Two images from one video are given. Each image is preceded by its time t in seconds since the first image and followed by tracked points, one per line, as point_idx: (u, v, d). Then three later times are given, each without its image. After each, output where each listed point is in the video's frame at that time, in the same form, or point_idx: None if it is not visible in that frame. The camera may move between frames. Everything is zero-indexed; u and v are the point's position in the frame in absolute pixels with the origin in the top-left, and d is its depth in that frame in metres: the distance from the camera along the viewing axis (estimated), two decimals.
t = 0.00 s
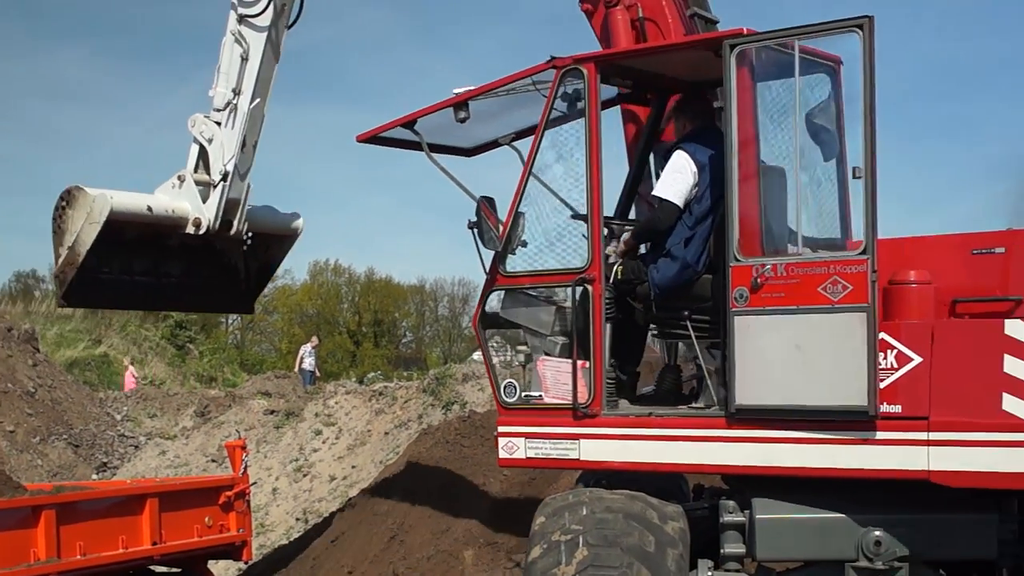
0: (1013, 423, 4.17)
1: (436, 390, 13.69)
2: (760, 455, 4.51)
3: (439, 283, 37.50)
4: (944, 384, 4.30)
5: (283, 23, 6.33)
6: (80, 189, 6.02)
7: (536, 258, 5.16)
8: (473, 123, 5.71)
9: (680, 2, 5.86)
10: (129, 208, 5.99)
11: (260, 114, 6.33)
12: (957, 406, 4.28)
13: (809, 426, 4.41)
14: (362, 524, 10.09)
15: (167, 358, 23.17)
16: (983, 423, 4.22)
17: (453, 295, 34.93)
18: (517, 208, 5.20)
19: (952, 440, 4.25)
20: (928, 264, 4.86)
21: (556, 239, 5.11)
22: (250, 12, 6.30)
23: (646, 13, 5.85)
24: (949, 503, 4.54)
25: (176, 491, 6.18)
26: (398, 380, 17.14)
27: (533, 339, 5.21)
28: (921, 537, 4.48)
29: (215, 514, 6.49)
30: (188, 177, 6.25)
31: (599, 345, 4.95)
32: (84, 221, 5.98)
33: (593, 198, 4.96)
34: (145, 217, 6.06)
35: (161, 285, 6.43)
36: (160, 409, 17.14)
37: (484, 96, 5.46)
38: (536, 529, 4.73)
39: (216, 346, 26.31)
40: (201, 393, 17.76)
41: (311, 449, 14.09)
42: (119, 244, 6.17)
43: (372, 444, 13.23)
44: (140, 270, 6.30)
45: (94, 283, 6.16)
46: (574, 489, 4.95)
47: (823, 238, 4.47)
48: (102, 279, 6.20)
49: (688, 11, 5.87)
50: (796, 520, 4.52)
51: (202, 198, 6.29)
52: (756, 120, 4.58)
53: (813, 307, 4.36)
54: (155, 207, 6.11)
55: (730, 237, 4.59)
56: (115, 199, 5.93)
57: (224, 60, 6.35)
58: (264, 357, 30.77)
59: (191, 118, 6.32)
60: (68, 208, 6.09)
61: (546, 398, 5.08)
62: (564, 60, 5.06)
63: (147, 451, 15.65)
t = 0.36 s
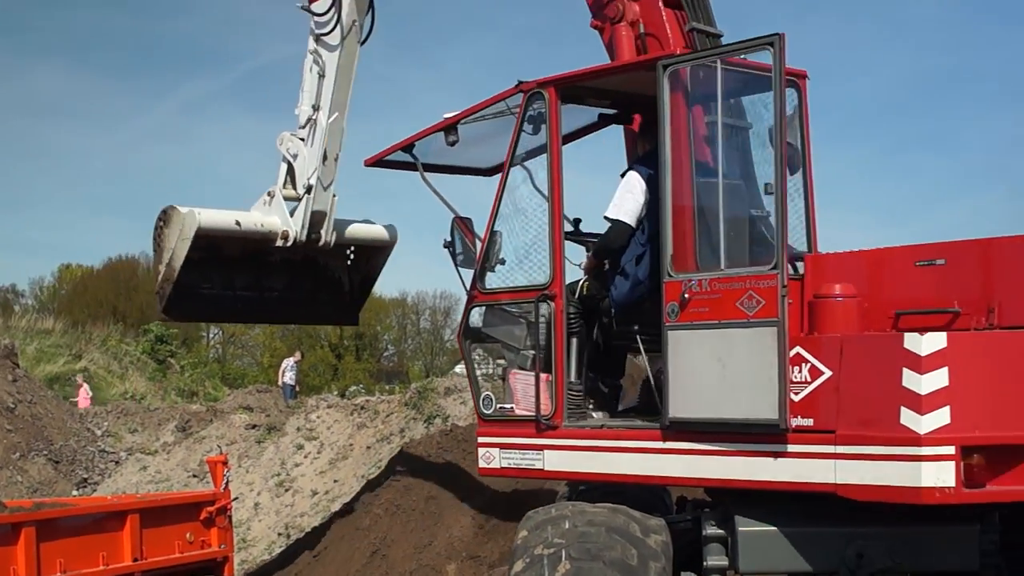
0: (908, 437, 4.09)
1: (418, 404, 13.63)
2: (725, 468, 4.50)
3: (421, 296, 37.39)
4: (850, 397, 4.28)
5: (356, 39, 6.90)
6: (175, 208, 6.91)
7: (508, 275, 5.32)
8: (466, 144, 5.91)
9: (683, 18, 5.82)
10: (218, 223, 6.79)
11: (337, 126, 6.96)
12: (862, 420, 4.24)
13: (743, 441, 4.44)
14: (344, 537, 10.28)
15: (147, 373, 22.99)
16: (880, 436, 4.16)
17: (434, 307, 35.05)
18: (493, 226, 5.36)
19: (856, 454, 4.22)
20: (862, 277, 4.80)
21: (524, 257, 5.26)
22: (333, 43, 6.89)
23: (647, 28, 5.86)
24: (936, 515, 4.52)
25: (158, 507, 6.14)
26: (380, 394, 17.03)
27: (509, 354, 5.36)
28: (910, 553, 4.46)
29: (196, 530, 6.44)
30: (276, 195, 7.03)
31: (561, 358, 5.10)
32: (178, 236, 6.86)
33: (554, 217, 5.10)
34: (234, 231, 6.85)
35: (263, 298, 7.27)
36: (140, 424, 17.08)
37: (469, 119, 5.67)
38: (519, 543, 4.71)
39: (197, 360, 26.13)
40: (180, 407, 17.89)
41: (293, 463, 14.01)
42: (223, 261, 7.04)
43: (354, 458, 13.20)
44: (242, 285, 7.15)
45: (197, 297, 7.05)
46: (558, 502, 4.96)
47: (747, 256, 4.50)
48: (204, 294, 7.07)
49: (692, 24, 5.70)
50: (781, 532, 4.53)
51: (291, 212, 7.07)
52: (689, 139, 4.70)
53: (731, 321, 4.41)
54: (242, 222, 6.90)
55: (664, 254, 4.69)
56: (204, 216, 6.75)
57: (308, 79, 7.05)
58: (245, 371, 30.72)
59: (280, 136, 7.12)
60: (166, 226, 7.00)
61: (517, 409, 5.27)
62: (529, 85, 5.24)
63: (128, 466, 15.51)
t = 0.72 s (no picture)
0: (782, 448, 4.03)
1: (392, 414, 13.62)
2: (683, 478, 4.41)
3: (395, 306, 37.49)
4: (743, 409, 4.22)
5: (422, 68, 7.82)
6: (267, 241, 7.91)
7: (482, 291, 5.52)
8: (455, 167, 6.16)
9: (670, 34, 5.93)
10: (303, 251, 7.78)
11: (409, 149, 7.83)
12: (746, 432, 4.20)
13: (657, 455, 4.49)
14: (318, 546, 10.46)
15: (122, 381, 22.76)
16: (757, 447, 4.12)
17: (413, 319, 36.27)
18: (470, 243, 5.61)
19: (739, 464, 4.19)
20: (792, 285, 4.75)
21: (496, 274, 5.41)
22: (404, 63, 7.80)
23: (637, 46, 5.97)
24: (903, 524, 4.52)
25: (132, 517, 6.11)
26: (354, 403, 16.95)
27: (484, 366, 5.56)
28: (874, 563, 4.43)
29: (171, 539, 6.42)
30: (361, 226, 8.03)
31: (519, 369, 5.21)
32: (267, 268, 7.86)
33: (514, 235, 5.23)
34: (318, 256, 7.82)
35: (362, 323, 8.39)
36: (115, 434, 16.78)
37: (458, 143, 5.89)
38: (493, 553, 4.76)
39: (172, 368, 25.98)
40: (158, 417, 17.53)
41: (267, 473, 13.94)
42: (319, 292, 8.18)
43: (328, 468, 13.20)
44: (338, 313, 8.29)
45: (302, 325, 8.20)
46: (532, 511, 5.00)
47: (656, 273, 4.52)
48: (304, 321, 8.23)
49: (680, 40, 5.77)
50: (745, 543, 4.43)
51: (375, 239, 7.99)
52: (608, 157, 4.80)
53: (640, 334, 4.49)
54: (326, 248, 7.88)
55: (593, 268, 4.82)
56: (290, 248, 7.74)
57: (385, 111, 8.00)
58: (218, 381, 30.57)
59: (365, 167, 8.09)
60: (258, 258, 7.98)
61: (490, 419, 5.45)
62: (495, 106, 5.41)
63: (101, 476, 15.38)
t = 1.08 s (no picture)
0: (668, 455, 3.92)
1: (372, 418, 13.61)
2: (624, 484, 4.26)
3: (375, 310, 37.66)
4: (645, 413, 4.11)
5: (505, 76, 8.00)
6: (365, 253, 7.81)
7: (477, 298, 5.66)
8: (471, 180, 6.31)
9: (676, 38, 6.44)
10: (401, 261, 7.73)
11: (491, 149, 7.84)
12: (645, 438, 4.12)
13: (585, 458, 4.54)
14: (297, 552, 10.64)
15: (101, 387, 22.60)
16: (654, 455, 4.01)
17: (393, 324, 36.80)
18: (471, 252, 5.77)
19: (636, 469, 4.15)
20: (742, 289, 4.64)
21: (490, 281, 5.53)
22: (486, 71, 8.07)
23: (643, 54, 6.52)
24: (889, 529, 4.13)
25: (111, 523, 6.09)
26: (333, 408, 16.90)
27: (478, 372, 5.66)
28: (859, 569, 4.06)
29: (150, 545, 6.40)
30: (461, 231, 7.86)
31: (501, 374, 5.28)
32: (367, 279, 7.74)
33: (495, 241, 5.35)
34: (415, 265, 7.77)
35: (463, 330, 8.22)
36: (94, 439, 16.59)
37: (468, 152, 5.95)
38: (474, 558, 4.62)
39: (152, 374, 25.93)
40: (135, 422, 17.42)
41: (246, 478, 13.92)
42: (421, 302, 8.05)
43: (308, 473, 13.22)
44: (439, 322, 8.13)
45: (402, 335, 8.05)
46: (514, 516, 4.89)
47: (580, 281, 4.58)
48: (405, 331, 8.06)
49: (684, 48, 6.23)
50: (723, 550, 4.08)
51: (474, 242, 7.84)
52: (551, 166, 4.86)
53: (571, 341, 4.61)
54: (420, 257, 7.82)
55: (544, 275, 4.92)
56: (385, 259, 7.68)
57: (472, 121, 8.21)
58: (198, 386, 30.50)
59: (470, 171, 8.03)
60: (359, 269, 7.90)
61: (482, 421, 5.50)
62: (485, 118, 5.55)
63: (80, 482, 15.28)
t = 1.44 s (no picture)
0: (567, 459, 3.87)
1: (354, 424, 13.59)
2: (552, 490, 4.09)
3: (356, 316, 37.70)
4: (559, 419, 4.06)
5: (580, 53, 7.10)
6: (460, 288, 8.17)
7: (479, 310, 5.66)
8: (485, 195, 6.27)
9: (674, 57, 6.16)
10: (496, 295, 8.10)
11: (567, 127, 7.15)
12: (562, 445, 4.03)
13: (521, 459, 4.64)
14: (277, 558, 10.63)
15: (82, 392, 22.40)
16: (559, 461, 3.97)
17: (369, 329, 37.52)
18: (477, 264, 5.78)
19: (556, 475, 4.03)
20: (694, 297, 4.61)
21: (483, 286, 5.62)
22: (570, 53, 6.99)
23: (649, 74, 6.26)
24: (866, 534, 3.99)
25: (91, 528, 6.08)
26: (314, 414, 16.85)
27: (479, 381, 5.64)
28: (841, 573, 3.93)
29: (131, 550, 6.39)
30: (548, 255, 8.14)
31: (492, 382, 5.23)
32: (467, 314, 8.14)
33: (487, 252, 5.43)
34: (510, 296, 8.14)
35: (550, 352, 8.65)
36: (75, 444, 16.39)
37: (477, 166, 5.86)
38: (454, 564, 4.35)
39: (133, 379, 25.80)
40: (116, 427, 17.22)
41: (228, 483, 13.88)
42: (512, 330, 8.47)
43: (289, 479, 13.23)
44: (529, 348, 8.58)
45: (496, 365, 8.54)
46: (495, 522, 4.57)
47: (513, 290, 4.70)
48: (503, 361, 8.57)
49: (682, 64, 6.12)
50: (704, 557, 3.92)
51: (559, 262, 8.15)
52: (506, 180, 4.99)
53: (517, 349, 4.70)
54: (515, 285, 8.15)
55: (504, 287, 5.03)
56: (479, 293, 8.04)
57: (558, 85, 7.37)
58: (178, 391, 30.35)
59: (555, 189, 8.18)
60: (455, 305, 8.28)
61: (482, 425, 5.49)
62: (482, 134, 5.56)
63: (61, 488, 15.17)
